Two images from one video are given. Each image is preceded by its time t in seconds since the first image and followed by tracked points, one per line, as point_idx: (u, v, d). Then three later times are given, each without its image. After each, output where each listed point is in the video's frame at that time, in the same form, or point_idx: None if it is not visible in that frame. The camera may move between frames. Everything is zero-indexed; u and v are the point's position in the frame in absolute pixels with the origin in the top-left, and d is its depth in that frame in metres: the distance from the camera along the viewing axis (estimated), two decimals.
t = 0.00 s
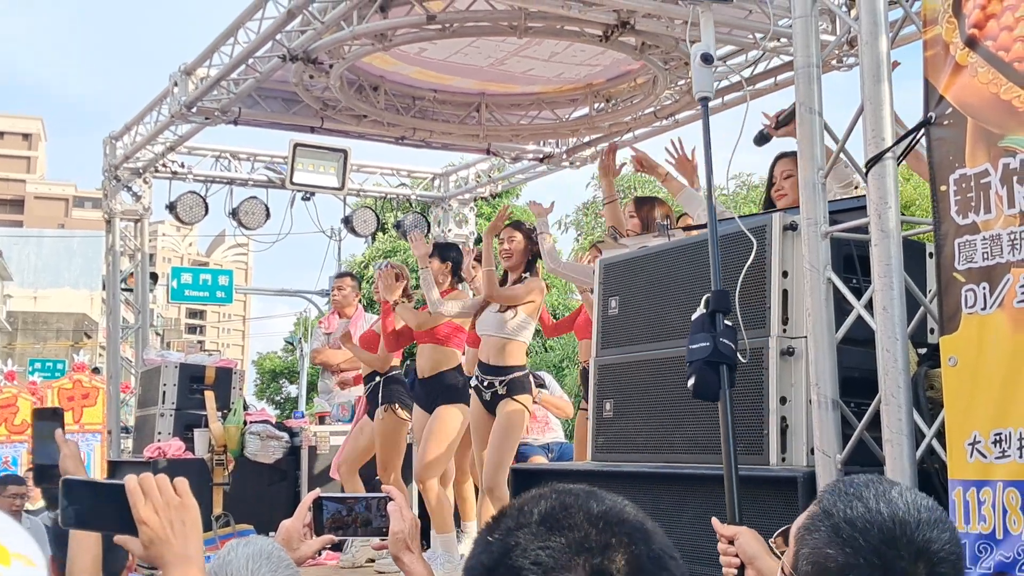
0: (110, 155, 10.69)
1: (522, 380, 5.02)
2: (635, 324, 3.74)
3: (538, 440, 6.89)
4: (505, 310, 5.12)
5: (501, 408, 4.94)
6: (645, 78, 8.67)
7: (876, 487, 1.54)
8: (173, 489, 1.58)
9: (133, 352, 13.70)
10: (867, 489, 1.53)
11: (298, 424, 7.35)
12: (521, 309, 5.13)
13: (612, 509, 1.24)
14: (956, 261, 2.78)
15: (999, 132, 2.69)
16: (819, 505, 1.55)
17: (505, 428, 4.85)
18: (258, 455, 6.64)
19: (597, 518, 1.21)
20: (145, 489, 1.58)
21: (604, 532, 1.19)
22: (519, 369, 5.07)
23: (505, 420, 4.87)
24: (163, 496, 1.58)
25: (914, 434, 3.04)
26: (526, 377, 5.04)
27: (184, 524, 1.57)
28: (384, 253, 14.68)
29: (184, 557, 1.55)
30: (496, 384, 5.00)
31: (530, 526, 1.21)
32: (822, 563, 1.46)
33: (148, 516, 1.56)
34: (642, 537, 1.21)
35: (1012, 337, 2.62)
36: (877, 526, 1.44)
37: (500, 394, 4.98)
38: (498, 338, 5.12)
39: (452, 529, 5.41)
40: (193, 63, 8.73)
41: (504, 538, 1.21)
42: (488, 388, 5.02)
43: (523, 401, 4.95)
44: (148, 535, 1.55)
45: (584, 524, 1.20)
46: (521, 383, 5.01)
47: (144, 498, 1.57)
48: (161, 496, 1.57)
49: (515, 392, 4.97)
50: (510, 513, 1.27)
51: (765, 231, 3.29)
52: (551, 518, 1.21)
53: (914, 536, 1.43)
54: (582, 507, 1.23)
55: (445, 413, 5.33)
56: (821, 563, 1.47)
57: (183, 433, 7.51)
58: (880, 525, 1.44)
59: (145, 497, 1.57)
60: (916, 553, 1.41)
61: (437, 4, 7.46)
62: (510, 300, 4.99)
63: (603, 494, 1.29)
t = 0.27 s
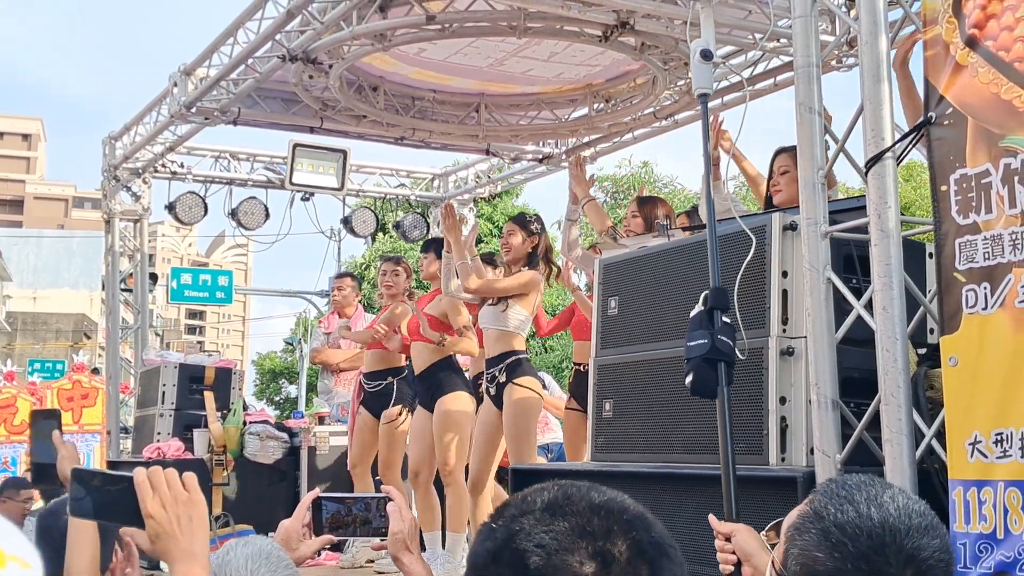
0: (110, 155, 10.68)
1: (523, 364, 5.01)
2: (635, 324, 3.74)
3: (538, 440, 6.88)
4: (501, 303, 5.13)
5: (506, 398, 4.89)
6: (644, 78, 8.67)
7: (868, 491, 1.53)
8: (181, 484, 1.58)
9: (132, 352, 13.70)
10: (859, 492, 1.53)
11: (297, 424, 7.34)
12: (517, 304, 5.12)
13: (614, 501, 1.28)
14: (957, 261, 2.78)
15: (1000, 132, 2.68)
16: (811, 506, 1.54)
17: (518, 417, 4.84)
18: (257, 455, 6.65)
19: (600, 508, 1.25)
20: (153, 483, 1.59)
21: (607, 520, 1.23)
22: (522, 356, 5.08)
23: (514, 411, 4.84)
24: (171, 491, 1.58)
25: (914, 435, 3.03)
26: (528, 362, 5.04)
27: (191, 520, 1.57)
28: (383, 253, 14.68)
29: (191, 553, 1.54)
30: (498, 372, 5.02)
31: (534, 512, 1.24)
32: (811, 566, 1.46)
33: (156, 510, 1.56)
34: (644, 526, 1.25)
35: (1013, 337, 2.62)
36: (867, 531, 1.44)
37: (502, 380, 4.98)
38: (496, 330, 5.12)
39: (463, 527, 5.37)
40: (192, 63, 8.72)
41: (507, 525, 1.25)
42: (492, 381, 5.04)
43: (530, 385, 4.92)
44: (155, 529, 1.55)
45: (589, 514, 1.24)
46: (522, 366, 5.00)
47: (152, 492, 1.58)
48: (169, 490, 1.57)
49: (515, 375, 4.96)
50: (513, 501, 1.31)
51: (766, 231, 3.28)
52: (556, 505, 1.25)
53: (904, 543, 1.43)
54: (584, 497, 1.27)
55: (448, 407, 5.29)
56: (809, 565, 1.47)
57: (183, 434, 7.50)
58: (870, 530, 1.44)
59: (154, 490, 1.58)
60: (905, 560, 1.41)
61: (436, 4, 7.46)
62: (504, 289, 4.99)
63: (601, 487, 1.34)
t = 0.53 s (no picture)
0: (110, 156, 10.69)
1: (518, 367, 4.99)
2: (634, 326, 3.75)
3: (537, 442, 6.89)
4: (501, 305, 5.15)
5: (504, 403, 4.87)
6: (645, 80, 8.67)
7: (873, 506, 1.52)
8: (180, 484, 1.60)
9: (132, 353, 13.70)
10: (864, 506, 1.52)
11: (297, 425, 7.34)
12: (516, 305, 5.15)
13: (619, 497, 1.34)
14: (956, 263, 2.78)
15: (999, 135, 2.69)
16: (815, 514, 1.55)
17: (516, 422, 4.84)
18: (257, 456, 6.63)
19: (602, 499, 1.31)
20: (152, 484, 1.61)
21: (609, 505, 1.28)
22: (517, 359, 5.04)
23: (510, 416, 4.83)
24: (170, 492, 1.60)
25: (914, 437, 3.03)
26: (525, 364, 5.03)
27: (190, 520, 1.58)
28: (383, 255, 14.68)
29: (189, 554, 1.56)
30: (495, 374, 4.99)
31: (543, 498, 1.30)
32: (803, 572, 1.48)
33: (155, 510, 1.58)
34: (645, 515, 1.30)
35: (1011, 339, 2.62)
36: (862, 549, 1.43)
37: (499, 383, 4.95)
38: (494, 333, 5.14)
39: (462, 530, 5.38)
40: (193, 64, 8.73)
41: (516, 511, 1.29)
42: (490, 382, 5.01)
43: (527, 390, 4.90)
44: (154, 529, 1.57)
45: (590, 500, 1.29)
46: (518, 369, 4.98)
47: (152, 492, 1.60)
48: (169, 491, 1.59)
49: (512, 378, 4.93)
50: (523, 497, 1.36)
51: (766, 233, 3.29)
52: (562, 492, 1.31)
53: (898, 565, 1.42)
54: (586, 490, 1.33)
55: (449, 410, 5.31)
56: (802, 570, 1.48)
57: (183, 435, 7.50)
58: (866, 549, 1.43)
59: (153, 490, 1.60)
60: None
61: (437, 6, 7.47)
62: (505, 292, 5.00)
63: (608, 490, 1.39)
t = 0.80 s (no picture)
0: (110, 159, 10.70)
1: (521, 385, 5.00)
2: (633, 330, 3.75)
3: (537, 445, 6.89)
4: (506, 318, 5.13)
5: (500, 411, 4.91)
6: (644, 84, 8.68)
7: (881, 515, 1.45)
8: (176, 487, 1.64)
9: (132, 355, 13.71)
10: (871, 515, 1.45)
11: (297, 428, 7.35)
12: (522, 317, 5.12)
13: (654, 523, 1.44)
14: (954, 268, 2.79)
15: (997, 140, 2.69)
16: (823, 518, 1.48)
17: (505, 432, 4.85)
18: (256, 459, 6.64)
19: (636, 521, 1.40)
20: (149, 487, 1.64)
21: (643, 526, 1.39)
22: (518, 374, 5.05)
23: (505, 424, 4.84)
24: (166, 495, 1.63)
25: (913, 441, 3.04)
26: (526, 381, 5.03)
27: (185, 522, 1.62)
28: (383, 257, 14.69)
29: (185, 557, 1.59)
30: (496, 389, 4.98)
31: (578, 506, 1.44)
32: None
33: (151, 514, 1.61)
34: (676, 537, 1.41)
35: (1009, 344, 2.63)
36: (864, 559, 1.37)
37: (500, 399, 4.96)
38: (497, 343, 5.13)
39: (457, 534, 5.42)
40: (193, 67, 8.73)
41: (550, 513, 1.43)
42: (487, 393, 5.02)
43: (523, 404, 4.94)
44: (151, 532, 1.61)
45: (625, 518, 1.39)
46: (520, 387, 5.00)
47: (148, 496, 1.63)
48: (164, 494, 1.63)
49: (514, 396, 4.95)
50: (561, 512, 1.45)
51: (765, 237, 3.29)
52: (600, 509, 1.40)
53: None
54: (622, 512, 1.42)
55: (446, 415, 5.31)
56: None
57: (183, 438, 7.50)
58: (868, 560, 1.37)
59: (149, 493, 1.63)
60: None
61: (437, 10, 7.47)
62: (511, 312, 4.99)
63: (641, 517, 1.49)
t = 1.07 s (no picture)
0: (110, 160, 10.70)
1: (522, 370, 5.00)
2: (633, 332, 3.75)
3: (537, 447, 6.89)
4: (500, 310, 5.14)
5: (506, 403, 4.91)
6: (644, 86, 8.68)
7: (880, 515, 1.45)
8: (171, 490, 1.64)
9: (132, 357, 13.71)
10: (871, 514, 1.45)
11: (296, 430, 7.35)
12: (516, 309, 5.13)
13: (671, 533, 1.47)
14: (955, 270, 2.79)
15: (997, 142, 2.69)
16: (821, 519, 1.48)
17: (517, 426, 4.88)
18: (256, 460, 6.63)
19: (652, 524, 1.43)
20: (143, 490, 1.64)
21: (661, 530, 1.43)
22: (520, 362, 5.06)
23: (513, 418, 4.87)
24: (161, 498, 1.63)
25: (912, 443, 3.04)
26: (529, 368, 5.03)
27: (181, 526, 1.62)
28: (382, 259, 14.69)
29: (183, 559, 1.59)
30: (498, 378, 5.00)
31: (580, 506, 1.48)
32: None
33: (146, 517, 1.61)
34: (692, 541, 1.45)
35: (1009, 346, 2.63)
36: (863, 559, 1.38)
37: (502, 388, 4.97)
38: (496, 337, 5.14)
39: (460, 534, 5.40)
40: (193, 69, 8.73)
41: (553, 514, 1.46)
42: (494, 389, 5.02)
43: (531, 392, 4.93)
44: (147, 537, 1.60)
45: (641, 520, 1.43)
46: (521, 372, 4.99)
47: (143, 499, 1.63)
48: (159, 497, 1.63)
49: (515, 383, 4.94)
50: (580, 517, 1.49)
51: (765, 239, 3.30)
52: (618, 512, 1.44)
53: None
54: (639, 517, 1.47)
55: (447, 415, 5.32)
56: None
57: (182, 439, 7.50)
58: (868, 559, 1.37)
59: (144, 498, 1.63)
60: None
61: (437, 12, 7.48)
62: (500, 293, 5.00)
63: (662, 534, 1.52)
